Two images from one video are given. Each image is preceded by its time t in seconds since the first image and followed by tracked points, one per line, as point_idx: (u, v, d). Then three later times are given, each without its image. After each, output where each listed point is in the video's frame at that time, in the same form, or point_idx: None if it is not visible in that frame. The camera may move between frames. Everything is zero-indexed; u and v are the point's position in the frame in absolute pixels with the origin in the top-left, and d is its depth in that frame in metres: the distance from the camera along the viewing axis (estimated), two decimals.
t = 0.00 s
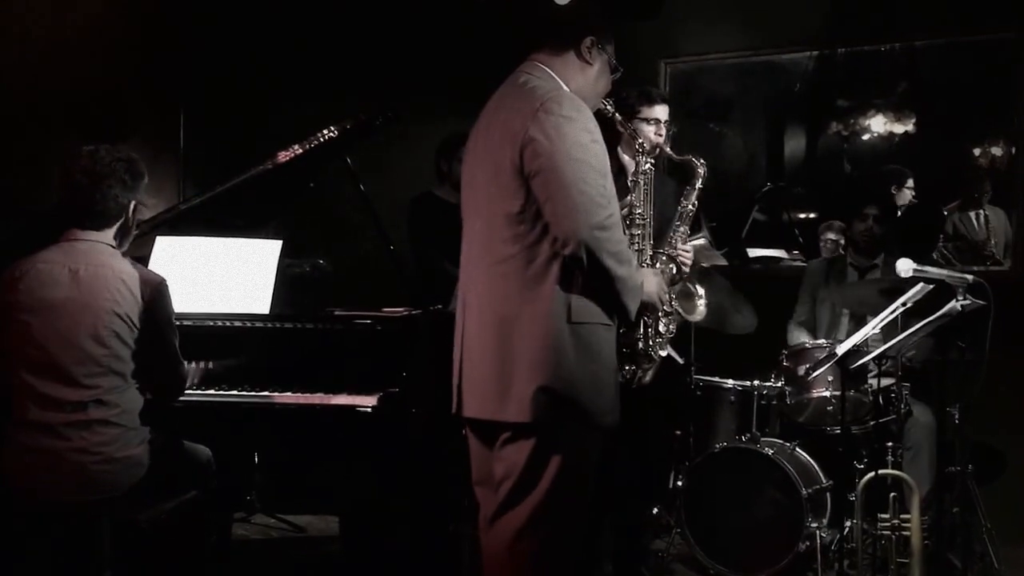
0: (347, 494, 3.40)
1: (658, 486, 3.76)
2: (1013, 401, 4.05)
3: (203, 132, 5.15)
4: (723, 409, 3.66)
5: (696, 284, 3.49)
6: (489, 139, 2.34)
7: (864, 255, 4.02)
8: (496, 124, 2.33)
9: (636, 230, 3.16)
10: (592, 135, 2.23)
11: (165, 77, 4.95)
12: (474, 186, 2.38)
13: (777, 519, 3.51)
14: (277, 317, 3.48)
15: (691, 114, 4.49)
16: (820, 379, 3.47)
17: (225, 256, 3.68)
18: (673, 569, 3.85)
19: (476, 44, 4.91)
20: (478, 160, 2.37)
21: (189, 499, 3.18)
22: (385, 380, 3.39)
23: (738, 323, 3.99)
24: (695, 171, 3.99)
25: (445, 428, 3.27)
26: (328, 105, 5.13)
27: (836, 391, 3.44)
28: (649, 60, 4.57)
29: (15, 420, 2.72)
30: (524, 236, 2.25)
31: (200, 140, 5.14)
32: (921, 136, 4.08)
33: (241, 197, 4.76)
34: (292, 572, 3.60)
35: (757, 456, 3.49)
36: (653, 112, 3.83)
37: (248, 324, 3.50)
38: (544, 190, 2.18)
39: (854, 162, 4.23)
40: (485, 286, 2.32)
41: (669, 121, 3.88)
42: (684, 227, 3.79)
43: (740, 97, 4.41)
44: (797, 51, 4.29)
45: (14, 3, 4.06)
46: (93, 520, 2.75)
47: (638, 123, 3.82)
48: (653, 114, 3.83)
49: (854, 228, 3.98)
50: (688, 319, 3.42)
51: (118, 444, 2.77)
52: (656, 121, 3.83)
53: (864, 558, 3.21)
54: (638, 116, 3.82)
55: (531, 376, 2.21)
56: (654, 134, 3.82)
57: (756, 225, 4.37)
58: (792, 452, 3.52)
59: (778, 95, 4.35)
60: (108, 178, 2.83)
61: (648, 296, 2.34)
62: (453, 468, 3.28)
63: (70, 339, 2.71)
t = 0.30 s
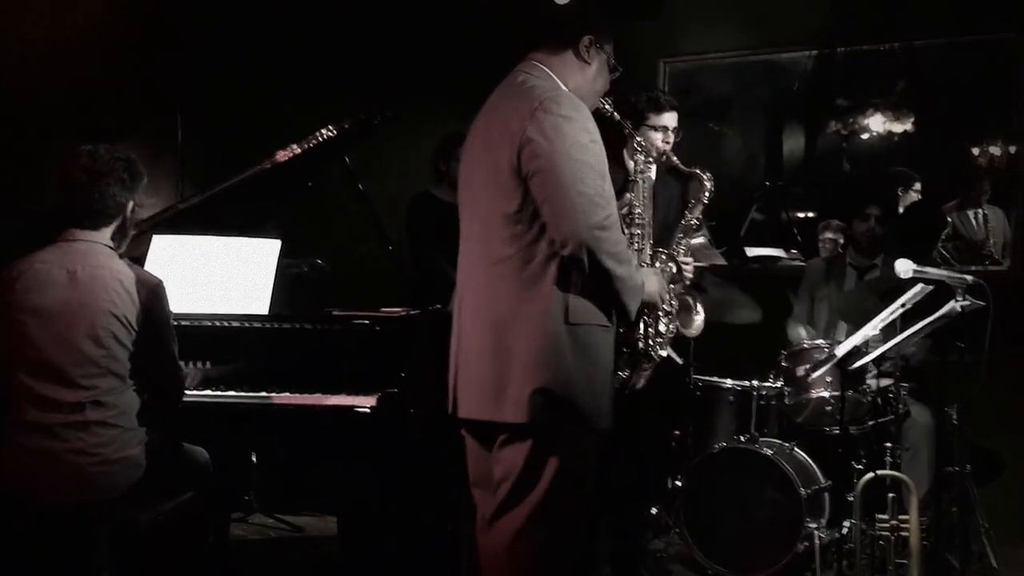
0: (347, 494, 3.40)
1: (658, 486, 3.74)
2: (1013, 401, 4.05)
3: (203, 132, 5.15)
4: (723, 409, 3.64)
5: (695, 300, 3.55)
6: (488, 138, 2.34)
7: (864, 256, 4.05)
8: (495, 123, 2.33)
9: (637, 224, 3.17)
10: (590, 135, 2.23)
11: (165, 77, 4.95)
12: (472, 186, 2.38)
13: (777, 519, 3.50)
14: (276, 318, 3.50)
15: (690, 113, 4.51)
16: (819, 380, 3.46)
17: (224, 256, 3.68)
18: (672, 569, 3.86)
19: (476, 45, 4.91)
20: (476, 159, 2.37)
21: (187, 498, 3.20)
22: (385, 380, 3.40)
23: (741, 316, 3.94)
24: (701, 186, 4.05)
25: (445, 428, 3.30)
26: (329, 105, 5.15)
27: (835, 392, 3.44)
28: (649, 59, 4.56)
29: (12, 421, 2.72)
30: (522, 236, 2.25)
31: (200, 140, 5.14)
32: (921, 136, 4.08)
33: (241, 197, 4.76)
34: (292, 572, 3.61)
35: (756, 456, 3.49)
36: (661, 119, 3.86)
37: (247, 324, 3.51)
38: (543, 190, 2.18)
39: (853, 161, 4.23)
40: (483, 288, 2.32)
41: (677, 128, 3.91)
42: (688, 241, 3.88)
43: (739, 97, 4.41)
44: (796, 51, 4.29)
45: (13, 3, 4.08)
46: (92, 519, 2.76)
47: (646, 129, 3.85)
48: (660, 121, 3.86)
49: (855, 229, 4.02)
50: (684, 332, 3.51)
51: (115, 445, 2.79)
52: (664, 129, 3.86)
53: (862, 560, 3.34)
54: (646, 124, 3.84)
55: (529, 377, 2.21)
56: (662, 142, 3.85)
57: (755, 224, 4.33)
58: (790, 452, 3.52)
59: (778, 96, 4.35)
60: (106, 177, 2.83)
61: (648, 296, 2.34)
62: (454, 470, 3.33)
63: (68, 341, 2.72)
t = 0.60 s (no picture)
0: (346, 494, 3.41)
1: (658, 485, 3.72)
2: (1013, 401, 4.04)
3: (203, 132, 5.14)
4: (722, 410, 3.64)
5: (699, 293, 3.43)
6: (488, 141, 2.34)
7: (865, 258, 4.07)
8: (495, 125, 2.33)
9: (640, 216, 3.15)
10: (591, 135, 2.23)
11: (165, 77, 4.95)
12: (473, 188, 2.38)
13: (776, 520, 3.49)
14: (273, 319, 3.50)
15: (690, 113, 4.49)
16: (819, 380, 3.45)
17: (224, 256, 3.64)
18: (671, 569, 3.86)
19: (476, 44, 4.90)
20: (476, 161, 2.38)
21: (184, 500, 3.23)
22: (384, 381, 3.39)
23: (740, 317, 3.93)
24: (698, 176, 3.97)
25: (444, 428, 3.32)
26: (329, 105, 5.16)
27: (834, 392, 3.43)
28: (648, 59, 4.53)
29: (10, 424, 2.73)
30: (525, 239, 2.25)
31: (199, 140, 5.13)
32: (921, 136, 4.06)
33: (241, 197, 4.76)
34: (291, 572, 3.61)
35: (755, 457, 3.48)
36: (653, 114, 3.82)
37: (245, 326, 3.52)
38: (545, 192, 2.17)
39: (853, 161, 4.22)
40: (484, 291, 2.32)
41: (671, 123, 3.85)
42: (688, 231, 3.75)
43: (738, 96, 4.41)
44: (796, 51, 4.28)
45: (14, 3, 4.06)
46: (92, 520, 2.77)
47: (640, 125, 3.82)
48: (653, 116, 3.82)
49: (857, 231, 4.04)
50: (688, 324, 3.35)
51: (113, 447, 2.80)
52: (657, 123, 3.81)
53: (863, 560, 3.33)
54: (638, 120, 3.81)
55: (532, 379, 2.21)
56: (656, 137, 3.79)
57: (754, 225, 4.39)
58: (789, 453, 3.51)
59: (778, 95, 4.34)
60: (105, 178, 2.84)
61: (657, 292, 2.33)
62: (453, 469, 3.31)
63: (65, 342, 2.73)
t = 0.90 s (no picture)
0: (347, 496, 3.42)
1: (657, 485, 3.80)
2: (1013, 401, 4.04)
3: (203, 132, 5.16)
4: (722, 412, 3.63)
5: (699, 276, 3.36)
6: (488, 142, 2.34)
7: (865, 260, 4.03)
8: (495, 126, 2.33)
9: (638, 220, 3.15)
10: (591, 139, 2.22)
11: (165, 77, 4.94)
12: (473, 189, 2.37)
13: (776, 521, 3.50)
14: (272, 322, 3.49)
15: (692, 113, 4.45)
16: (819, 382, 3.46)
17: (224, 256, 3.64)
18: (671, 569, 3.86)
19: (477, 45, 4.90)
20: (477, 162, 2.37)
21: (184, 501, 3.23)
22: (384, 383, 3.40)
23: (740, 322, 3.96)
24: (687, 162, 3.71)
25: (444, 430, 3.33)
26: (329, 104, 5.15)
27: (835, 395, 3.43)
28: (649, 59, 4.49)
29: (10, 427, 2.74)
30: (523, 241, 2.25)
31: (199, 140, 5.15)
32: (921, 136, 4.05)
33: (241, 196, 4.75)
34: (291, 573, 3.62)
35: (755, 458, 3.48)
36: (644, 109, 3.83)
37: (245, 328, 3.52)
38: (544, 195, 2.17)
39: (854, 163, 4.19)
40: (482, 293, 2.32)
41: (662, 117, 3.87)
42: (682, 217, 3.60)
43: (741, 97, 4.36)
44: (797, 51, 4.27)
45: (14, 3, 4.01)
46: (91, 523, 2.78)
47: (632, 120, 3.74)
48: (644, 111, 3.83)
49: (855, 234, 4.00)
50: (690, 306, 3.27)
51: (112, 451, 2.80)
52: (647, 118, 3.66)
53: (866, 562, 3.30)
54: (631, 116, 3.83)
55: (533, 382, 2.21)
56: (646, 131, 3.65)
57: (754, 225, 4.34)
58: (790, 454, 3.52)
59: (779, 95, 4.32)
60: (104, 182, 2.85)
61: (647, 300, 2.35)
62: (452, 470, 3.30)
63: (64, 346, 2.73)
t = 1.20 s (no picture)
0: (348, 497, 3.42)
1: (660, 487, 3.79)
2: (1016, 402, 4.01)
3: (203, 132, 5.16)
4: (723, 414, 3.63)
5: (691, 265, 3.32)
6: (485, 152, 2.34)
7: (864, 263, 4.00)
8: (492, 135, 2.34)
9: (635, 225, 3.09)
10: (587, 147, 2.23)
11: (165, 77, 4.93)
12: (472, 199, 2.38)
13: (778, 524, 3.49)
14: (274, 325, 3.50)
15: (697, 116, 4.40)
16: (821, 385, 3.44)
17: (224, 256, 3.57)
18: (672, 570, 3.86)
19: (477, 45, 4.89)
20: (476, 170, 2.37)
21: (184, 504, 3.22)
22: (385, 388, 3.40)
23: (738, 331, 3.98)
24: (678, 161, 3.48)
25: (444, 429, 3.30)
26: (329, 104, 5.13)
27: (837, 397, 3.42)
28: (651, 61, 4.45)
29: (9, 433, 2.73)
30: (523, 250, 2.25)
31: (199, 140, 5.15)
32: (923, 136, 4.04)
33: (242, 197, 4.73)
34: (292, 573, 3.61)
35: (757, 461, 3.46)
36: (639, 111, 3.68)
37: (247, 332, 3.51)
38: (543, 205, 2.17)
39: (856, 164, 4.17)
40: (482, 301, 2.31)
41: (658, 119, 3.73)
42: (675, 214, 3.40)
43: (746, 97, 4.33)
44: (796, 53, 4.22)
45: (14, 3, 3.98)
46: (92, 528, 2.78)
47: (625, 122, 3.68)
48: (639, 113, 3.68)
49: (851, 239, 3.98)
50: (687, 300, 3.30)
51: (113, 455, 2.80)
52: (642, 118, 3.64)
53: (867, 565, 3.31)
54: (625, 117, 3.68)
55: (534, 389, 2.20)
56: (641, 132, 3.62)
57: (759, 226, 4.27)
58: (792, 457, 3.51)
59: (780, 96, 4.28)
60: (105, 189, 2.84)
61: (649, 304, 2.34)
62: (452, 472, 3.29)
63: (65, 351, 2.73)
